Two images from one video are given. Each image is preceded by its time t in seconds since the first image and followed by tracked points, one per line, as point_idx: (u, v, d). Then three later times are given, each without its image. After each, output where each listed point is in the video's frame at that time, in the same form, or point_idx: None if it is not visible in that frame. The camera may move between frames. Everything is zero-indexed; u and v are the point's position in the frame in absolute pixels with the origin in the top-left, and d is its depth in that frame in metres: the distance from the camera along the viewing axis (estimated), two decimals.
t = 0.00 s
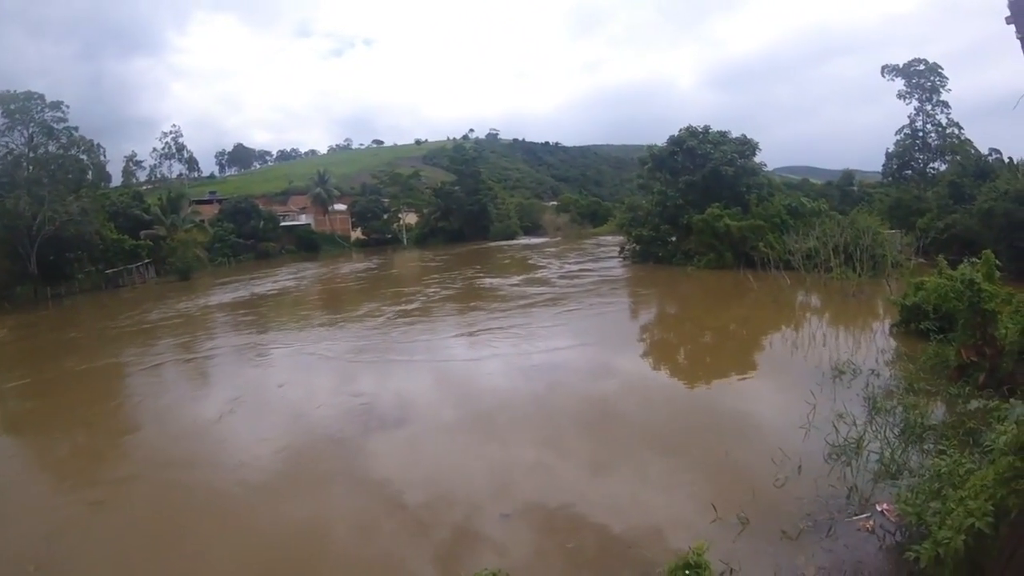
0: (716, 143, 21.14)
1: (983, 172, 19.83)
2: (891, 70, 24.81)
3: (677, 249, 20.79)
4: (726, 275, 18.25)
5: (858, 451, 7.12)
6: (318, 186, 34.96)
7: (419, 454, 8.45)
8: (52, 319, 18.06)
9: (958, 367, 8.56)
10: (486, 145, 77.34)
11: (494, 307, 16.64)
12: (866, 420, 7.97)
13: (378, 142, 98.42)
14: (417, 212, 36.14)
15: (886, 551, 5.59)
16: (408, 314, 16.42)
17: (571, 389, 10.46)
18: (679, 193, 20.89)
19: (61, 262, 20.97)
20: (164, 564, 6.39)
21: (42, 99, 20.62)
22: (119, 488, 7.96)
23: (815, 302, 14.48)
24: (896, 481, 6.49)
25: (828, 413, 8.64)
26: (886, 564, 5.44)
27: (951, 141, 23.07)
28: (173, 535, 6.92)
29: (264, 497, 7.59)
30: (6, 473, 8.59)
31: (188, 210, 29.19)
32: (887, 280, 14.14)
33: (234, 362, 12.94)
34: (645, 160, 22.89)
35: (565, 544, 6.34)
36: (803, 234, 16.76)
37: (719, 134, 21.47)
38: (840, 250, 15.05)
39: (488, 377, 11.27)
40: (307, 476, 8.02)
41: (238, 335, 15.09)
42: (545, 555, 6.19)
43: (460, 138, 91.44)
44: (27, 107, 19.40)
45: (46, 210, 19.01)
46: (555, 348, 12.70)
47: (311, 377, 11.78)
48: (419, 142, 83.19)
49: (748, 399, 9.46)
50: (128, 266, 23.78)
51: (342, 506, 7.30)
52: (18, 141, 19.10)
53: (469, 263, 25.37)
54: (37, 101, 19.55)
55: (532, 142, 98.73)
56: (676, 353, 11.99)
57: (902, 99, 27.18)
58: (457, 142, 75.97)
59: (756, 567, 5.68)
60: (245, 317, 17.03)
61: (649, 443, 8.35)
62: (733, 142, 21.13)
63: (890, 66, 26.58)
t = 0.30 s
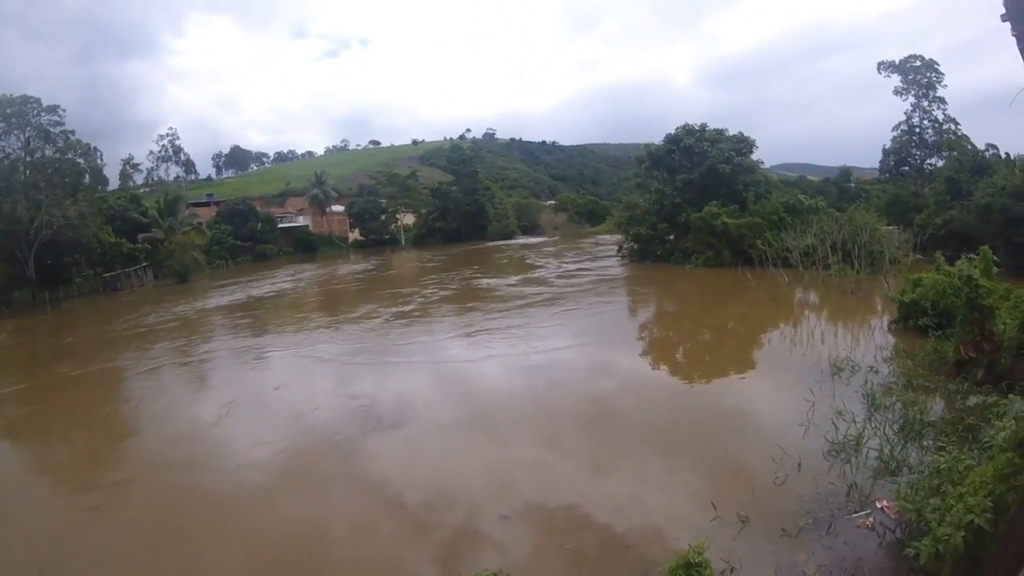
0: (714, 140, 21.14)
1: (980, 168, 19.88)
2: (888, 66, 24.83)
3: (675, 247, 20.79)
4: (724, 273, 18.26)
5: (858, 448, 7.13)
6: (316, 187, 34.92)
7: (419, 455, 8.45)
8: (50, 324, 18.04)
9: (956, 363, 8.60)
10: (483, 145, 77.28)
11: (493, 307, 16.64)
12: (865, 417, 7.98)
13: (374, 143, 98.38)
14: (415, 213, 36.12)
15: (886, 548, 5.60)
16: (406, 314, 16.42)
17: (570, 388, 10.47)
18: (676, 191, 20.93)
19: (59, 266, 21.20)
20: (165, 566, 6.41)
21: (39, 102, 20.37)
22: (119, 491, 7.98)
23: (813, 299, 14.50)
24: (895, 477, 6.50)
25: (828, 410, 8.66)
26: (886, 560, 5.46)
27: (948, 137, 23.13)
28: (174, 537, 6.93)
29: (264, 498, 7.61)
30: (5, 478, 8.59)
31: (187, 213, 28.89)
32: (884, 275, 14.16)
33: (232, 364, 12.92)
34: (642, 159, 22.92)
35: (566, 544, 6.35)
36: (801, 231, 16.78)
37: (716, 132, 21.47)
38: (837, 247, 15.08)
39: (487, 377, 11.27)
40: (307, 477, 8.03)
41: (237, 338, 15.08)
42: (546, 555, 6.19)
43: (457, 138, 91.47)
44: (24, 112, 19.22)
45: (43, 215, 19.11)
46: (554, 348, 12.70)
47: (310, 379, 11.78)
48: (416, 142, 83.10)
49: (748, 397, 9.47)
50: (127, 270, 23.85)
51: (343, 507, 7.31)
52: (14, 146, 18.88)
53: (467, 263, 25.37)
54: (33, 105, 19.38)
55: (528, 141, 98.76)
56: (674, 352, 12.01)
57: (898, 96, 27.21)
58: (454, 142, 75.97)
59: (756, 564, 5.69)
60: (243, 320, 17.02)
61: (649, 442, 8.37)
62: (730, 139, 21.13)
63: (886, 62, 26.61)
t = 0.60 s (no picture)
0: (709, 139, 21.17)
1: (975, 166, 19.95)
2: (883, 65, 24.85)
3: (671, 246, 20.81)
4: (719, 272, 18.29)
5: (854, 445, 7.14)
6: (312, 187, 34.86)
7: (417, 455, 8.46)
8: (45, 326, 17.97)
9: (952, 361, 8.60)
10: (478, 144, 77.17)
11: (489, 307, 16.64)
12: (862, 414, 8.01)
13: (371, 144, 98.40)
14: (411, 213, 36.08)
15: (882, 545, 5.63)
16: (403, 315, 16.41)
17: (567, 388, 10.48)
18: (672, 190, 20.97)
19: (55, 268, 21.12)
20: (163, 566, 6.43)
21: (35, 103, 20.20)
22: (117, 492, 7.99)
23: (809, 297, 14.54)
24: (892, 475, 6.53)
25: (824, 408, 8.68)
26: (882, 557, 5.48)
27: (943, 135, 23.21)
28: (172, 538, 6.95)
29: (262, 498, 7.63)
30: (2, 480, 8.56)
31: (182, 214, 28.86)
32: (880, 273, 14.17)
33: (229, 366, 12.91)
34: (638, 158, 22.93)
35: (564, 543, 6.36)
36: (797, 229, 16.83)
37: (712, 131, 21.50)
38: (833, 245, 15.10)
39: (485, 377, 11.28)
40: (305, 478, 8.04)
41: (233, 339, 15.06)
42: (545, 554, 6.21)
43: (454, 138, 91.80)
44: (19, 113, 19.05)
45: (38, 217, 18.95)
46: (551, 347, 12.72)
47: (307, 380, 11.76)
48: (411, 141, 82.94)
49: (745, 396, 9.49)
50: (123, 271, 23.98)
51: (341, 507, 7.33)
52: (9, 148, 18.82)
53: (464, 263, 25.35)
54: (29, 107, 19.19)
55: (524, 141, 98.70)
56: (671, 351, 12.03)
57: (893, 94, 27.27)
58: (450, 142, 75.94)
59: (753, 562, 5.71)
60: (239, 321, 16.99)
61: (647, 440, 8.39)
62: (726, 138, 21.18)
63: (881, 61, 26.62)
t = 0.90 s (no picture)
0: (704, 137, 21.23)
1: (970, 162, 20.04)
2: (877, 61, 24.90)
3: (667, 244, 20.82)
4: (714, 269, 18.31)
5: (850, 441, 7.18)
6: (306, 187, 34.77)
7: (414, 455, 8.46)
8: (40, 329, 17.88)
9: (947, 356, 8.62)
10: (472, 143, 77.02)
11: (485, 306, 16.63)
12: (857, 410, 8.05)
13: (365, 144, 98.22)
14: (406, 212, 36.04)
15: (879, 540, 5.66)
16: (400, 314, 16.41)
17: (564, 386, 10.51)
18: (667, 188, 21.02)
19: (51, 271, 20.78)
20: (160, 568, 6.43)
21: (27, 105, 20.14)
22: (114, 494, 7.98)
23: (805, 293, 14.60)
24: (888, 470, 6.57)
25: (820, 405, 8.71)
26: (879, 553, 5.52)
27: (938, 131, 23.31)
28: (169, 539, 6.95)
29: (259, 499, 7.64)
30: None
31: (177, 216, 28.76)
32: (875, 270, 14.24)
33: (226, 367, 12.89)
34: (632, 155, 22.84)
35: (563, 542, 6.38)
36: (792, 226, 16.89)
37: (707, 128, 21.55)
38: (829, 241, 15.16)
39: (482, 377, 11.29)
40: (303, 479, 8.04)
41: (229, 341, 15.01)
42: (544, 552, 6.23)
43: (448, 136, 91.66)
44: (12, 115, 18.97)
45: (32, 219, 18.85)
46: (548, 346, 12.72)
47: (303, 381, 11.74)
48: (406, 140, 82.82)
49: (741, 393, 9.53)
50: (118, 274, 23.76)
51: (338, 507, 7.34)
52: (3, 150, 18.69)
53: (460, 262, 25.31)
54: (22, 109, 19.11)
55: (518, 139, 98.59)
56: (668, 348, 12.07)
57: (887, 90, 27.34)
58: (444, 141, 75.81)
59: (751, 558, 5.75)
60: (235, 323, 16.95)
61: (643, 438, 8.41)
62: (721, 136, 21.25)
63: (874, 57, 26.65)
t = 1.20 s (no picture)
0: (701, 135, 21.25)
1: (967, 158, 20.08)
2: (873, 58, 24.93)
3: (665, 242, 20.83)
4: (712, 266, 18.33)
5: (849, 438, 7.19)
6: (303, 188, 34.71)
7: (414, 456, 8.47)
8: (39, 333, 17.85)
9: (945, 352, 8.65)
10: (469, 142, 76.91)
11: (483, 306, 16.64)
12: (856, 407, 8.06)
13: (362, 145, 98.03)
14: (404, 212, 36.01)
15: (879, 536, 5.68)
16: (399, 315, 16.40)
17: (564, 385, 10.51)
18: (664, 186, 21.04)
19: (48, 275, 20.83)
20: (160, 570, 6.45)
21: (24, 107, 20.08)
22: (114, 497, 8.01)
23: (803, 290, 14.62)
24: (887, 467, 6.58)
25: (819, 401, 8.73)
26: (878, 549, 5.54)
27: (935, 127, 23.34)
28: (169, 541, 6.98)
29: (259, 500, 7.67)
30: None
31: (174, 218, 28.72)
32: (873, 267, 14.27)
33: (225, 370, 12.88)
34: (629, 154, 22.81)
35: (563, 540, 6.40)
36: (789, 224, 16.91)
37: (704, 126, 21.56)
38: (826, 238, 15.17)
39: (481, 376, 11.30)
40: (303, 480, 8.06)
41: (228, 343, 14.99)
42: (545, 550, 6.25)
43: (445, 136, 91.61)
44: (8, 118, 18.97)
45: (30, 223, 18.80)
46: (546, 345, 12.72)
47: (303, 382, 11.75)
48: (403, 141, 82.62)
49: (740, 390, 9.54)
50: (117, 276, 23.61)
51: (338, 508, 7.35)
52: None
53: (458, 261, 25.29)
54: (18, 112, 19.13)
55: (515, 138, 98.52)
56: (667, 346, 12.08)
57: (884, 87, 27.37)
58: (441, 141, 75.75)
59: (751, 556, 5.77)
60: (233, 325, 16.93)
61: (643, 436, 8.43)
62: (718, 134, 21.26)
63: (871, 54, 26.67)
